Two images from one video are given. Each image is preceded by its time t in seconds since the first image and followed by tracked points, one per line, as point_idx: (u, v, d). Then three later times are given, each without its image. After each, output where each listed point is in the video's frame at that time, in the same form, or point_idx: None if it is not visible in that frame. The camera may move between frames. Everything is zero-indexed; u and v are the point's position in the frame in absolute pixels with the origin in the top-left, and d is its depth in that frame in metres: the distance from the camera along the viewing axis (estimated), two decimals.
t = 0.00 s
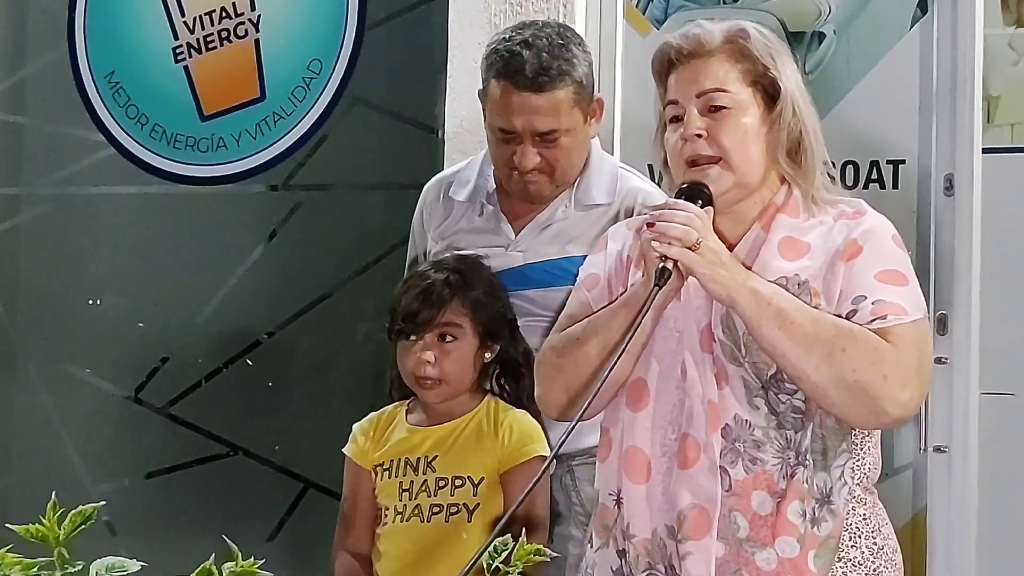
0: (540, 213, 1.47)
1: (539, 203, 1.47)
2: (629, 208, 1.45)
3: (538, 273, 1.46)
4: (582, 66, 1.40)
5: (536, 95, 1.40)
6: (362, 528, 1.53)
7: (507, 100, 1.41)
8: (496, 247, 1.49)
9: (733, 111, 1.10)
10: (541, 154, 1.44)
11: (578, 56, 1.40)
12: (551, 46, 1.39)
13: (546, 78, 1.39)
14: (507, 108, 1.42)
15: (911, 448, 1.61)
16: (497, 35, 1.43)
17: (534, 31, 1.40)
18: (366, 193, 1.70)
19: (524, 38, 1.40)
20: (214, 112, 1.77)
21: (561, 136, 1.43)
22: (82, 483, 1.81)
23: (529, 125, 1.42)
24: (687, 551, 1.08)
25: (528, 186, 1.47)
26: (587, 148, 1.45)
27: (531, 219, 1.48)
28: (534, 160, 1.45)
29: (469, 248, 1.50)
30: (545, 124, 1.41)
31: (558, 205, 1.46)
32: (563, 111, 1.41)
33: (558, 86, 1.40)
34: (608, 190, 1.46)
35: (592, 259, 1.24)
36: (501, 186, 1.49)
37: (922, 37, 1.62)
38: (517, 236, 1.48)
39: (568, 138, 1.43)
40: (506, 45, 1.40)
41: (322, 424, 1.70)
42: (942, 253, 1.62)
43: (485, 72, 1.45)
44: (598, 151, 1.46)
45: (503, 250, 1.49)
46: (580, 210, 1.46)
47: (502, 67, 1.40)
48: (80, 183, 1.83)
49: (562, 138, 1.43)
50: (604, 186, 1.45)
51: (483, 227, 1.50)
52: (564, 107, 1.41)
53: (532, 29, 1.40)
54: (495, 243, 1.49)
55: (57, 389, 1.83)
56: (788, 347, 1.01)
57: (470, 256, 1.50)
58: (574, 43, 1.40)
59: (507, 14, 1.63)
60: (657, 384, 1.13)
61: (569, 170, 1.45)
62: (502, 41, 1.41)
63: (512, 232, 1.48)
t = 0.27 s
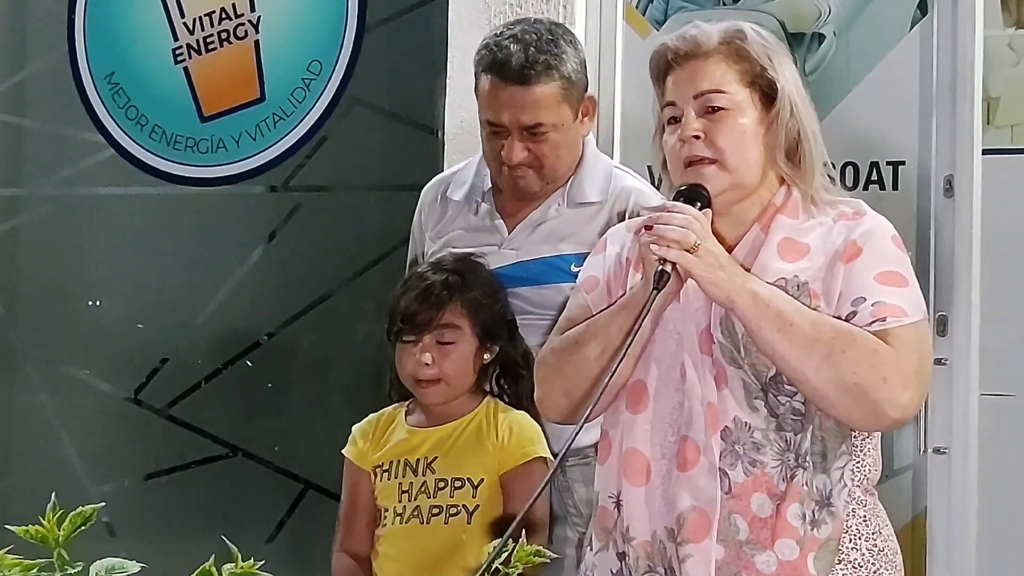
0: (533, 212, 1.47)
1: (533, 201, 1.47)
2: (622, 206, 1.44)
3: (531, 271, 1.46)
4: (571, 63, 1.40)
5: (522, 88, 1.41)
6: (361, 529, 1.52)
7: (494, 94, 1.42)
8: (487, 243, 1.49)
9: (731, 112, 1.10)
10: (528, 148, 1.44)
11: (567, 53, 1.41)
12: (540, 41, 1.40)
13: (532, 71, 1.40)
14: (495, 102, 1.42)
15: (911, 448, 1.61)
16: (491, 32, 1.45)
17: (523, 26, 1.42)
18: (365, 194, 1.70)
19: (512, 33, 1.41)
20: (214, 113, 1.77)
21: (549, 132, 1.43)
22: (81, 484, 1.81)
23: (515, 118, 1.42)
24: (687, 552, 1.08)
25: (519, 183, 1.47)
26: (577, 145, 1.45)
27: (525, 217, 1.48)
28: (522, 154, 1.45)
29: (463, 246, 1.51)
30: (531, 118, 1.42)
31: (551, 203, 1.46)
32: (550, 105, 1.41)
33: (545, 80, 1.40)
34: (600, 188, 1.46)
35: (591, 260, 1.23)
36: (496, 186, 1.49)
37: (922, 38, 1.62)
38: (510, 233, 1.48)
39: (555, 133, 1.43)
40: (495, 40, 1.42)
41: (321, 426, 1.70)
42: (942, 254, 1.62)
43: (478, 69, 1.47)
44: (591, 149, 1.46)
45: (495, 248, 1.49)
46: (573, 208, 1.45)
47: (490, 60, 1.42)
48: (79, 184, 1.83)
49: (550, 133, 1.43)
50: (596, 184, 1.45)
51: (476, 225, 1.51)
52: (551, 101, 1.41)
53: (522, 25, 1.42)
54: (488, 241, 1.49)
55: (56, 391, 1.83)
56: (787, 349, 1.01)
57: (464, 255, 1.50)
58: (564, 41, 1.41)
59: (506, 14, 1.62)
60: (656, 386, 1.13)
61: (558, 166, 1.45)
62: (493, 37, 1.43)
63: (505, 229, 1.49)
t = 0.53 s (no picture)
0: (527, 210, 1.47)
1: (528, 199, 1.47)
2: (617, 202, 1.44)
3: (527, 269, 1.46)
4: (563, 60, 1.40)
5: (513, 85, 1.40)
6: (361, 529, 1.51)
7: (486, 91, 1.42)
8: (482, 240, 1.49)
9: (729, 112, 1.10)
10: (520, 144, 1.44)
11: (559, 50, 1.40)
12: (531, 38, 1.39)
13: (523, 67, 1.39)
14: (486, 99, 1.42)
15: (911, 449, 1.61)
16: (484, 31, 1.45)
17: (515, 24, 1.42)
18: (365, 194, 1.70)
19: (503, 30, 1.41)
20: (214, 113, 1.77)
21: (541, 128, 1.42)
22: (81, 484, 1.81)
23: (507, 114, 1.42)
24: (685, 554, 1.08)
25: (512, 180, 1.47)
26: (569, 143, 1.45)
27: (519, 215, 1.48)
28: (514, 151, 1.44)
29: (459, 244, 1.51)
30: (522, 114, 1.41)
31: (545, 199, 1.46)
32: (542, 101, 1.40)
33: (535, 76, 1.40)
34: (594, 185, 1.46)
35: (590, 260, 1.23)
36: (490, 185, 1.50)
37: (922, 38, 1.62)
38: (504, 231, 1.48)
39: (547, 130, 1.43)
40: (486, 37, 1.42)
41: (321, 426, 1.70)
42: (942, 255, 1.61)
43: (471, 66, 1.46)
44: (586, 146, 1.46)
45: (489, 246, 1.49)
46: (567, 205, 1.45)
47: (481, 56, 1.41)
48: (79, 184, 1.83)
49: (542, 130, 1.43)
50: (591, 180, 1.45)
51: (470, 223, 1.51)
52: (542, 98, 1.40)
53: (513, 23, 1.42)
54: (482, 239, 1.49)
55: (56, 391, 1.84)
56: (787, 351, 1.01)
57: (460, 253, 1.50)
58: (556, 37, 1.40)
59: (507, 14, 1.63)
60: (655, 387, 1.13)
61: (550, 164, 1.45)
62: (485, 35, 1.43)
63: (499, 227, 1.49)
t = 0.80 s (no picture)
0: (524, 210, 1.47)
1: (525, 199, 1.47)
2: (614, 203, 1.43)
3: (524, 269, 1.46)
4: (557, 60, 1.40)
5: (507, 85, 1.41)
6: (362, 531, 1.51)
7: (480, 91, 1.43)
8: (479, 241, 1.49)
9: (726, 114, 1.10)
10: (514, 146, 1.45)
11: (554, 51, 1.41)
12: (525, 38, 1.40)
13: (517, 67, 1.40)
14: (481, 99, 1.43)
15: (912, 449, 1.62)
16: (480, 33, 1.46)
17: (509, 25, 1.43)
18: (365, 196, 1.70)
19: (497, 31, 1.42)
20: (214, 114, 1.77)
21: (535, 129, 1.43)
22: (82, 485, 1.81)
23: (501, 115, 1.42)
24: (682, 556, 1.08)
25: (508, 181, 1.47)
26: (565, 143, 1.45)
27: (515, 215, 1.47)
28: (509, 152, 1.45)
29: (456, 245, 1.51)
30: (515, 114, 1.42)
31: (542, 199, 1.45)
32: (536, 102, 1.41)
33: (529, 77, 1.40)
34: (591, 185, 1.45)
35: (590, 262, 1.23)
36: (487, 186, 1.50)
37: (922, 38, 1.62)
38: (501, 231, 1.48)
39: (541, 131, 1.43)
40: (480, 38, 1.43)
41: (320, 426, 1.70)
42: (942, 255, 1.61)
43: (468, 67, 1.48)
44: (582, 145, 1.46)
45: (486, 246, 1.48)
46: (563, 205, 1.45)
47: (476, 56, 1.42)
48: (79, 185, 1.83)
49: (536, 131, 1.43)
50: (587, 180, 1.45)
51: (467, 225, 1.50)
52: (536, 98, 1.41)
53: (508, 24, 1.43)
54: (479, 239, 1.49)
55: (57, 391, 1.84)
56: (783, 353, 1.01)
57: (460, 253, 1.50)
58: (551, 38, 1.41)
59: (507, 15, 1.62)
60: (652, 389, 1.13)
61: (545, 165, 1.45)
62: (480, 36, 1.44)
63: (496, 227, 1.48)
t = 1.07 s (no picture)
0: (523, 211, 1.47)
1: (523, 200, 1.47)
2: (612, 203, 1.43)
3: (524, 270, 1.46)
4: (551, 62, 1.41)
5: (501, 87, 1.41)
6: (364, 531, 1.52)
7: (475, 93, 1.44)
8: (479, 242, 1.49)
9: (724, 113, 1.10)
10: (510, 147, 1.45)
11: (547, 52, 1.41)
12: (519, 40, 1.41)
13: (510, 70, 1.41)
14: (476, 101, 1.44)
15: (911, 449, 1.62)
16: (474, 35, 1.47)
17: (503, 27, 1.43)
18: (365, 195, 1.70)
19: (491, 33, 1.43)
20: (214, 114, 1.78)
21: (531, 131, 1.43)
22: (82, 484, 1.81)
23: (496, 117, 1.43)
24: (678, 556, 1.08)
25: (505, 183, 1.47)
26: (562, 145, 1.45)
27: (514, 217, 1.47)
28: (504, 153, 1.45)
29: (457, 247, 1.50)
30: (510, 116, 1.42)
31: (541, 201, 1.45)
32: (530, 104, 1.42)
33: (522, 79, 1.41)
34: (589, 185, 1.45)
35: (590, 262, 1.23)
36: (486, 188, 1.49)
37: (922, 39, 1.62)
38: (501, 234, 1.48)
39: (537, 132, 1.43)
40: (474, 40, 1.43)
41: (320, 426, 1.70)
42: (941, 256, 1.62)
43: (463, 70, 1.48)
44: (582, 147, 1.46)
45: (487, 249, 1.48)
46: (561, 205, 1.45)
47: (470, 58, 1.43)
48: (80, 185, 1.83)
49: (531, 132, 1.43)
50: (585, 181, 1.45)
51: (467, 227, 1.50)
52: (531, 100, 1.41)
53: (502, 27, 1.43)
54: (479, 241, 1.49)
55: (57, 390, 1.84)
56: (780, 353, 1.01)
57: (461, 255, 1.49)
58: (545, 39, 1.42)
59: (508, 14, 1.61)
60: (650, 388, 1.13)
61: (541, 166, 1.45)
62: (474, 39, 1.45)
63: (496, 229, 1.48)
